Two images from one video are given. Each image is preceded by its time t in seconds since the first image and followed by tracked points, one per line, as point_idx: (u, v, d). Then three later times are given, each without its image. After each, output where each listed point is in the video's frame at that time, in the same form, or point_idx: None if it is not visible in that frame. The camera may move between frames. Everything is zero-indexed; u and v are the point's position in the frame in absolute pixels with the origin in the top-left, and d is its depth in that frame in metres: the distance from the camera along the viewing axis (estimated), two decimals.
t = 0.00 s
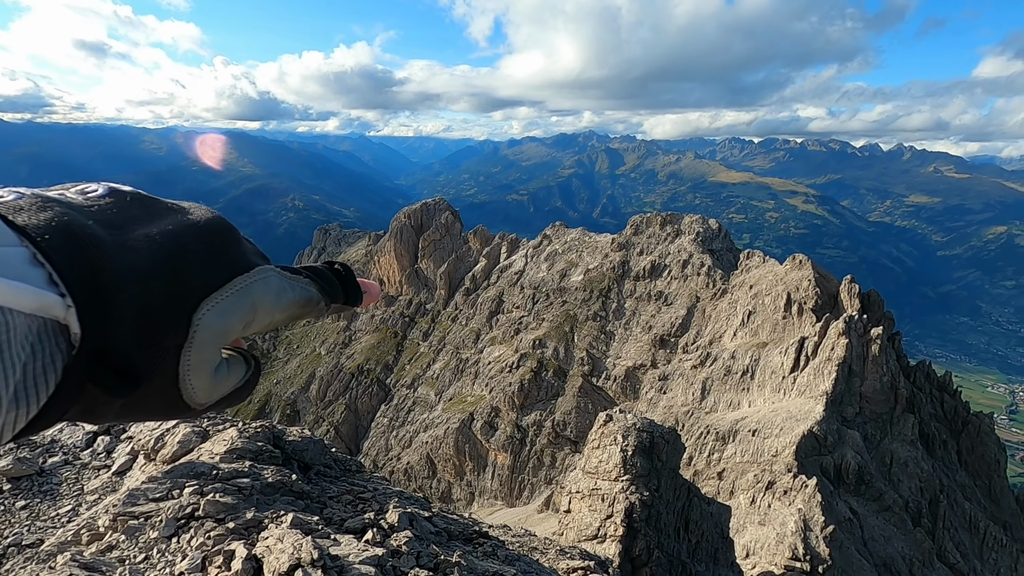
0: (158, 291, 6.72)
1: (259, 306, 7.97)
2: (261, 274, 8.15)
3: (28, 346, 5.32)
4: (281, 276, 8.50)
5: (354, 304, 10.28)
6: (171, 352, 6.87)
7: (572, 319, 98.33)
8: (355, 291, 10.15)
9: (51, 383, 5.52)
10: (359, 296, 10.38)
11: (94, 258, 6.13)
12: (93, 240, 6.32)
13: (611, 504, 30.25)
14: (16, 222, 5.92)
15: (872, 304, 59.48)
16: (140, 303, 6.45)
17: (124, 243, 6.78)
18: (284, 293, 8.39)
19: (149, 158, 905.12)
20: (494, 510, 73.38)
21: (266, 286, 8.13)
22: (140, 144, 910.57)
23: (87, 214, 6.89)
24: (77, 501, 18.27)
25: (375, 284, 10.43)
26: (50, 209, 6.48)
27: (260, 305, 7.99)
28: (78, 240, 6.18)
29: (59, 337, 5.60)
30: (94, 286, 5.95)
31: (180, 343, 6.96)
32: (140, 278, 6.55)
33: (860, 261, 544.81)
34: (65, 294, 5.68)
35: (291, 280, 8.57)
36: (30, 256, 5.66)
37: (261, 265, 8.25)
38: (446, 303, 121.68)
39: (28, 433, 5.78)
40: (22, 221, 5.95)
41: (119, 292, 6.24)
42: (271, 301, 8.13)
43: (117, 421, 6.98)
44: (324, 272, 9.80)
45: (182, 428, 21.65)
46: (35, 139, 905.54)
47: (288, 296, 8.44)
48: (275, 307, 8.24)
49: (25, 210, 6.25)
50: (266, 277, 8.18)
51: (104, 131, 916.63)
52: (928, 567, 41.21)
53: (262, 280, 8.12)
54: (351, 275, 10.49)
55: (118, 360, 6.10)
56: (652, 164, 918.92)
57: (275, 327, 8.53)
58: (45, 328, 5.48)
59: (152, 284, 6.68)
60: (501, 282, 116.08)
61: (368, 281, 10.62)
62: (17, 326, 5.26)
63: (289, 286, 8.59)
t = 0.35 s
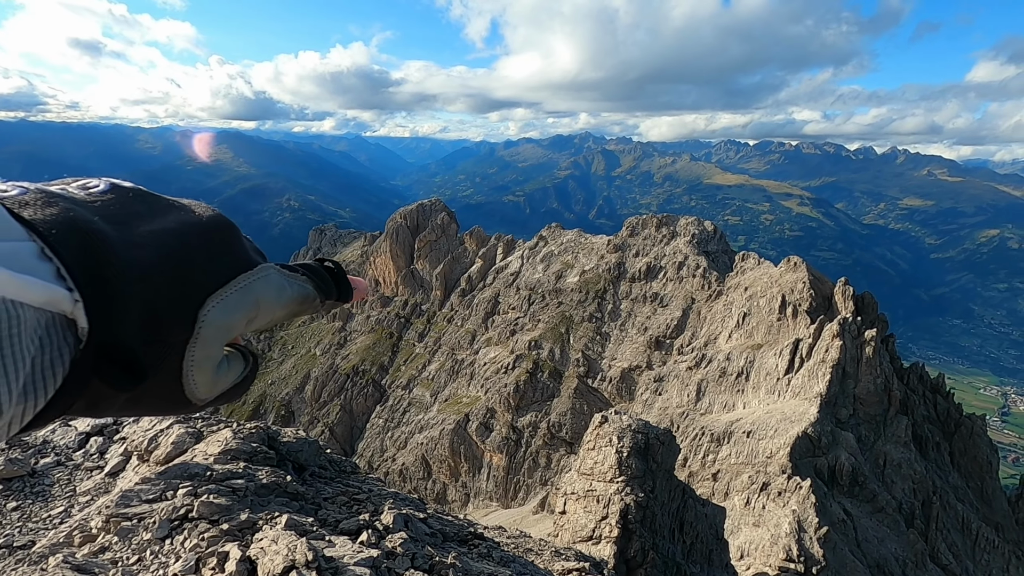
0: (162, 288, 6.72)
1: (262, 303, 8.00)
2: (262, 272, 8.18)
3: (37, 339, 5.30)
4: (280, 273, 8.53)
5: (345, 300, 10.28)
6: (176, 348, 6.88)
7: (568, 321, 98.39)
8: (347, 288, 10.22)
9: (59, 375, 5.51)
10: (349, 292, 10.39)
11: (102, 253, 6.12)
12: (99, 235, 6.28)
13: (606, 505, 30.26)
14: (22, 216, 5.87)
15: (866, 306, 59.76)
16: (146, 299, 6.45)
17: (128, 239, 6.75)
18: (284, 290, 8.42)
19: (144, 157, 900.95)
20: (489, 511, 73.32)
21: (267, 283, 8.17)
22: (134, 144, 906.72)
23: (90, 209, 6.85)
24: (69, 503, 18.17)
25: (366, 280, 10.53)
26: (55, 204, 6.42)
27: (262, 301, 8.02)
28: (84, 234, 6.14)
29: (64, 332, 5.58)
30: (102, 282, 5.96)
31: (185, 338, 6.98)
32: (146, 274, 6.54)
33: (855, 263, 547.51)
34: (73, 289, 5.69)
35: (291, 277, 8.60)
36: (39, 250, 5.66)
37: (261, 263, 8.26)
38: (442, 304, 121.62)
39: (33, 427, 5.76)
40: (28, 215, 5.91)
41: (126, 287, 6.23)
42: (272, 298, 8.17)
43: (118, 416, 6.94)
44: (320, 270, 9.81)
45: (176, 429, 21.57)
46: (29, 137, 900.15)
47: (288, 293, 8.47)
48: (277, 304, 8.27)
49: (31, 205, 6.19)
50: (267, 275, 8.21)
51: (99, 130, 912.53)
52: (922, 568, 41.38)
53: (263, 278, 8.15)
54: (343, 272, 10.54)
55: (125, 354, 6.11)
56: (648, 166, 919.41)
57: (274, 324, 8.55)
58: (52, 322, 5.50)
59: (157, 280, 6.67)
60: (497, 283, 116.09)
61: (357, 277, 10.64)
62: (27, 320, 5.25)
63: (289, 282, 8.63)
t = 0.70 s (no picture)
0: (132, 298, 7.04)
1: (226, 311, 8.43)
2: (225, 280, 8.61)
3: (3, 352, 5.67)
4: (243, 279, 9.00)
5: (303, 300, 10.77)
6: (144, 358, 7.24)
7: (568, 321, 98.33)
8: (304, 287, 10.71)
9: (25, 388, 5.84)
10: (307, 292, 10.85)
11: (67, 265, 6.39)
12: (63, 247, 6.52)
13: (606, 505, 30.26)
14: None
15: (865, 306, 59.82)
16: (114, 310, 6.78)
17: (94, 249, 7.01)
18: (248, 295, 8.90)
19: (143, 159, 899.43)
20: (490, 512, 73.26)
21: (232, 290, 8.61)
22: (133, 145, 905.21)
23: (50, 217, 7.02)
24: (69, 505, 18.14)
25: (321, 280, 11.05)
26: (14, 213, 6.59)
27: (227, 309, 8.47)
28: (50, 246, 6.37)
29: (32, 345, 5.96)
30: (68, 294, 6.25)
31: (153, 348, 7.32)
32: (113, 285, 6.85)
33: (854, 262, 547.73)
34: (39, 302, 5.98)
35: (253, 284, 9.04)
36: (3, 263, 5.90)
37: (225, 272, 8.70)
38: (441, 304, 121.65)
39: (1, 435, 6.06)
40: None
41: (96, 299, 6.56)
42: (236, 305, 8.62)
43: (86, 425, 7.21)
44: (277, 273, 10.22)
45: (176, 431, 21.57)
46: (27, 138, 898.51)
47: (251, 299, 8.93)
48: (241, 311, 8.73)
49: None
50: (229, 283, 8.63)
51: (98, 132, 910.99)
52: (922, 567, 41.39)
53: (226, 285, 8.58)
54: (298, 274, 11.01)
55: (92, 364, 6.45)
56: (648, 165, 919.21)
57: (238, 328, 9.01)
58: (18, 335, 5.86)
59: (125, 291, 6.99)
60: (496, 283, 116.09)
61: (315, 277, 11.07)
62: None
63: (251, 288, 9.09)
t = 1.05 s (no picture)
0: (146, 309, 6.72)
1: (237, 323, 8.01)
2: (236, 291, 8.19)
3: (17, 364, 5.33)
4: (254, 290, 8.57)
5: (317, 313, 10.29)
6: (154, 369, 6.87)
7: (567, 324, 98.28)
8: (318, 301, 10.27)
9: (40, 399, 5.56)
10: (321, 305, 10.38)
11: (81, 277, 6.04)
12: (77, 258, 6.23)
13: (606, 508, 30.23)
14: None
15: (865, 308, 59.94)
16: (126, 321, 6.44)
17: (106, 260, 6.69)
18: (259, 308, 8.47)
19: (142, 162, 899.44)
20: (489, 516, 73.14)
21: (243, 300, 8.18)
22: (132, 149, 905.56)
23: (64, 230, 6.74)
24: (67, 509, 18.10)
25: (333, 294, 10.59)
26: (30, 227, 6.32)
27: (239, 321, 8.04)
28: (63, 258, 6.05)
29: (46, 357, 5.62)
30: (82, 305, 5.91)
31: (164, 359, 6.98)
32: (125, 293, 6.51)
33: (853, 265, 548.51)
34: (53, 314, 5.64)
35: (265, 296, 8.61)
36: (18, 276, 5.54)
37: (236, 282, 8.28)
38: (441, 307, 121.64)
39: (12, 449, 5.81)
40: (4, 241, 5.80)
41: (108, 308, 6.20)
42: (248, 316, 8.15)
43: (97, 436, 6.88)
44: (290, 284, 9.80)
45: (175, 435, 21.56)
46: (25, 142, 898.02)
47: (263, 311, 8.51)
48: (253, 323, 8.29)
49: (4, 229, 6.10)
50: (241, 293, 8.21)
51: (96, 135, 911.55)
52: (923, 570, 41.35)
53: (237, 296, 8.16)
54: (310, 285, 10.59)
55: (104, 375, 6.13)
56: (646, 169, 919.47)
57: (251, 340, 8.60)
58: (33, 347, 5.52)
59: (138, 300, 6.67)
60: (496, 286, 116.12)
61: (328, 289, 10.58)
62: (8, 345, 5.29)
63: (263, 300, 8.66)
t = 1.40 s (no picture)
0: (161, 308, 6.89)
1: (256, 321, 8.16)
2: (256, 289, 8.35)
3: (35, 365, 5.62)
4: (274, 290, 8.73)
5: (339, 314, 10.39)
6: (173, 369, 7.03)
7: (560, 324, 98.33)
8: (341, 302, 10.40)
9: (58, 400, 5.80)
10: (343, 306, 10.50)
11: (96, 277, 6.33)
12: (94, 257, 6.49)
13: (601, 508, 30.31)
14: (19, 240, 6.16)
15: (854, 305, 60.75)
16: (144, 321, 6.66)
17: (123, 258, 6.91)
18: (278, 306, 8.62)
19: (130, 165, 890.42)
20: (483, 517, 73.04)
21: (262, 300, 8.33)
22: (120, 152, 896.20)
23: (83, 229, 6.99)
24: (56, 516, 17.95)
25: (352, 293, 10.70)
26: (49, 227, 6.62)
27: (257, 320, 8.20)
28: (82, 258, 6.36)
29: (64, 357, 5.91)
30: (96, 305, 6.18)
31: (181, 360, 7.13)
32: (142, 293, 6.72)
33: (842, 262, 552.32)
34: (71, 313, 5.99)
35: (284, 295, 8.78)
36: (36, 276, 5.95)
37: (255, 282, 8.45)
38: (433, 308, 121.48)
39: (35, 449, 6.06)
40: (25, 240, 6.20)
41: (122, 306, 6.43)
42: (267, 315, 8.34)
43: (119, 437, 7.05)
44: (312, 285, 9.98)
45: (165, 440, 21.41)
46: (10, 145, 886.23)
47: (282, 309, 8.68)
48: (271, 322, 8.46)
49: (25, 228, 6.41)
50: (260, 292, 8.37)
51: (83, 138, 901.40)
52: (912, 564, 41.86)
53: (256, 295, 8.31)
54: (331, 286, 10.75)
55: (120, 376, 6.30)
56: (637, 168, 918.98)
57: (270, 339, 8.77)
58: (51, 348, 5.82)
59: (154, 301, 6.86)
60: (488, 287, 116.07)
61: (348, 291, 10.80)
62: (26, 346, 5.60)
63: (282, 300, 8.83)
